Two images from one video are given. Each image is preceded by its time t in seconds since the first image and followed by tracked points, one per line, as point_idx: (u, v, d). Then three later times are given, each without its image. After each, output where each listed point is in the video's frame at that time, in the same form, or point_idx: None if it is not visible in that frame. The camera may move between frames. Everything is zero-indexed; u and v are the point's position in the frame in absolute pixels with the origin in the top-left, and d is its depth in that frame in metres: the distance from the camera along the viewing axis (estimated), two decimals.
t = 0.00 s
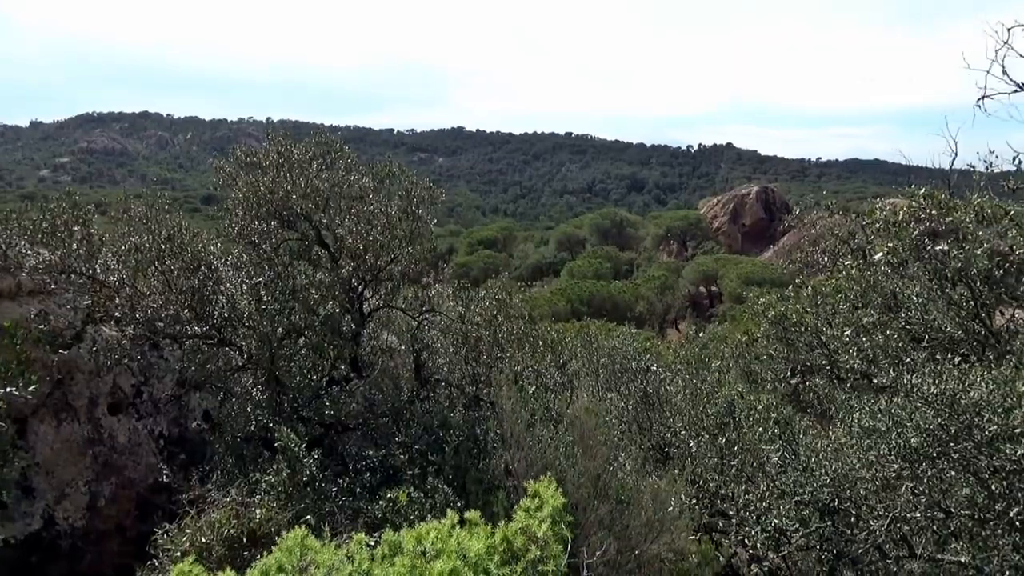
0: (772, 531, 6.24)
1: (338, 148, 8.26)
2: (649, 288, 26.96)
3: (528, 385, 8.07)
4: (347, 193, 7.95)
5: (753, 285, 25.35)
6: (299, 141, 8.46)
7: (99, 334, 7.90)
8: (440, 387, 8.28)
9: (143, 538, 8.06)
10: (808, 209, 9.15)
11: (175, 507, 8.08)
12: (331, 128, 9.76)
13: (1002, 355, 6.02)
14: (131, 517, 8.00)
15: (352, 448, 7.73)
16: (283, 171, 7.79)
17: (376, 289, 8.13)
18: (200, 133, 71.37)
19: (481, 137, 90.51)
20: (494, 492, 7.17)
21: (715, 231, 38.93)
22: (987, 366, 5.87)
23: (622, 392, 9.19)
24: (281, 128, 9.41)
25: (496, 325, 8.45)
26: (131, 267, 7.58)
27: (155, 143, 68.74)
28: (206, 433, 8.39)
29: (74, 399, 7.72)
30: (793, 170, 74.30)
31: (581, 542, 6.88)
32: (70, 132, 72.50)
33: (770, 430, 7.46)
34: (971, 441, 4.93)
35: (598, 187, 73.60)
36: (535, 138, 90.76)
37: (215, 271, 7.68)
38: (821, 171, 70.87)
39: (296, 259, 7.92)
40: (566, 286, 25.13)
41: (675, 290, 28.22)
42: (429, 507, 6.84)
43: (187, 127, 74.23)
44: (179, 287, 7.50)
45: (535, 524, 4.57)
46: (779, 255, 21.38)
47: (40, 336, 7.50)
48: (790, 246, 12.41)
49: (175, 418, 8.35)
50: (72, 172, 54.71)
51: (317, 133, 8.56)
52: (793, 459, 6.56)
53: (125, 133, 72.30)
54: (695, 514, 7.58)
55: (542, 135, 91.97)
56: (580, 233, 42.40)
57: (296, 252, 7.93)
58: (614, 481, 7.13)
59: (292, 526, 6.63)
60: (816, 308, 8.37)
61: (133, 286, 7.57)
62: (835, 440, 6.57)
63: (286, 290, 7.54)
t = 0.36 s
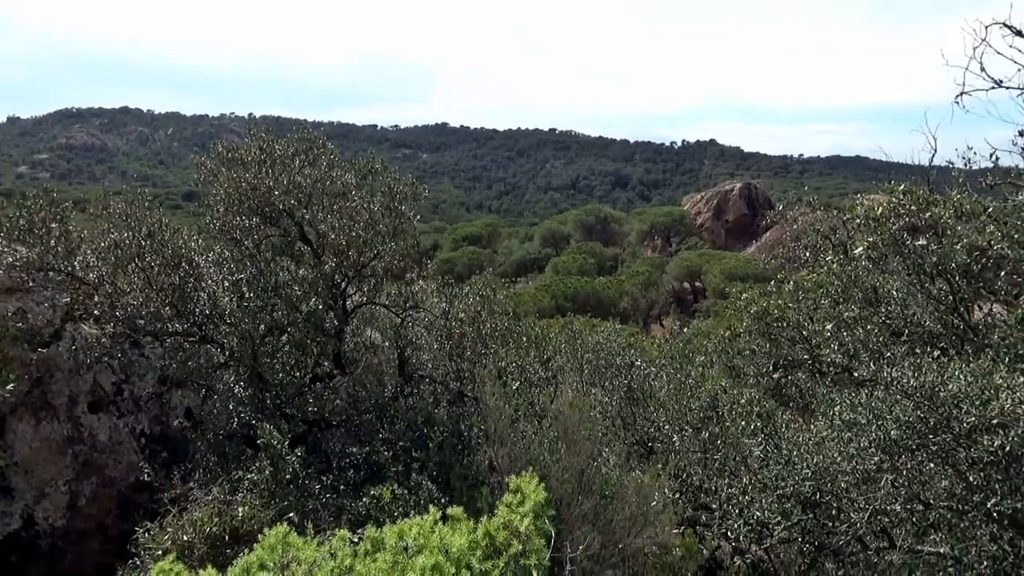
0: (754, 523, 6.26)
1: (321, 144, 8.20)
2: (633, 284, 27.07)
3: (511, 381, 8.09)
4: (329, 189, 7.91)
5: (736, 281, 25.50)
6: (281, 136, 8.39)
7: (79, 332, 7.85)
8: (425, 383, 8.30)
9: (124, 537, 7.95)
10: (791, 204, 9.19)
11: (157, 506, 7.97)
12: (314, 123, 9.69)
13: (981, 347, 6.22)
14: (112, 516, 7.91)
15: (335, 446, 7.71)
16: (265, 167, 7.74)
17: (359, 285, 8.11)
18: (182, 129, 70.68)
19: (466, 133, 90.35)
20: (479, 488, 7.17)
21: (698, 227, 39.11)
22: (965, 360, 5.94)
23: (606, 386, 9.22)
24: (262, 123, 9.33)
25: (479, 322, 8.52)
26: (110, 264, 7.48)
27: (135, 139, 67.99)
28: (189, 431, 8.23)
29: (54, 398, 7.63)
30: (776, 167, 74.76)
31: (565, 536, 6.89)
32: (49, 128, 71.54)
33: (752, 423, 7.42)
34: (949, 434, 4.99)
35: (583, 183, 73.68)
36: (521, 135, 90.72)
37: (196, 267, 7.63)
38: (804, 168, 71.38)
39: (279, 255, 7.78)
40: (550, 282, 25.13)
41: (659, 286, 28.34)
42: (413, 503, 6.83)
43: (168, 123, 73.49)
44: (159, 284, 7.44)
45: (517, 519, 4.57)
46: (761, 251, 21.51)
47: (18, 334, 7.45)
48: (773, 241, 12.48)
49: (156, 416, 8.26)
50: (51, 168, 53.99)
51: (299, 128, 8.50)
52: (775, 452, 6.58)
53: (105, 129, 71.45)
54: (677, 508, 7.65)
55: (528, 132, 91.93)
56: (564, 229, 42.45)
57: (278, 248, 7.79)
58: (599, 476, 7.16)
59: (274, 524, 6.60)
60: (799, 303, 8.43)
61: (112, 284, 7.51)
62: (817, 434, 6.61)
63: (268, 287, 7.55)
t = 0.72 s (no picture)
0: (737, 514, 6.25)
1: (302, 136, 8.17)
2: (617, 278, 27.14)
3: (495, 373, 8.10)
4: (311, 183, 7.89)
5: (719, 273, 25.62)
6: (262, 130, 8.34)
7: (57, 327, 7.73)
8: (408, 376, 8.29)
9: (106, 534, 7.84)
10: (772, 197, 9.26)
11: (138, 503, 7.82)
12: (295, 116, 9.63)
13: (959, 338, 6.21)
14: (93, 513, 7.79)
15: (319, 440, 7.68)
16: (246, 161, 7.70)
17: (342, 279, 8.08)
18: (162, 123, 69.94)
19: (450, 126, 90.08)
20: (463, 481, 7.19)
21: (682, 221, 39.21)
22: (942, 350, 6.04)
23: (590, 379, 9.26)
24: (243, 116, 9.26)
25: (463, 315, 8.56)
26: (88, 259, 7.43)
27: (115, 133, 67.19)
28: (170, 427, 8.11)
29: (32, 395, 7.61)
30: (760, 160, 75.11)
31: (545, 528, 7.02)
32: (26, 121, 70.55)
33: (734, 414, 7.45)
34: (927, 423, 5.12)
35: (567, 177, 73.64)
36: (505, 128, 90.56)
37: (177, 261, 7.48)
38: (787, 161, 71.71)
39: (260, 249, 7.81)
40: (535, 275, 25.15)
41: (643, 279, 28.45)
42: (397, 497, 6.82)
43: (149, 116, 72.68)
44: (139, 279, 7.33)
45: (499, 511, 4.58)
46: (744, 243, 21.58)
47: None
48: (756, 233, 12.55)
49: (138, 412, 8.16)
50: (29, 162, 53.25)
51: (280, 121, 8.45)
52: (757, 442, 6.55)
53: (85, 122, 70.54)
54: (660, 499, 7.59)
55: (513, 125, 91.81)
56: (549, 223, 42.48)
57: (260, 243, 7.83)
58: (583, 468, 7.18)
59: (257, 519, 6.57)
60: (780, 294, 8.49)
61: (91, 279, 7.43)
62: (798, 424, 6.65)
63: (250, 281, 7.46)
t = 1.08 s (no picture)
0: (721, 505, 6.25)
1: (284, 128, 8.12)
2: (602, 271, 27.21)
3: (480, 367, 8.14)
4: (294, 176, 7.85)
5: (702, 266, 25.75)
6: (243, 122, 8.28)
7: (37, 322, 7.70)
8: (392, 370, 8.28)
9: (89, 530, 7.78)
10: (755, 189, 9.32)
11: (121, 498, 7.77)
12: (278, 108, 9.59)
13: (938, 329, 6.34)
14: (75, 510, 7.73)
15: (303, 434, 7.65)
16: (228, 153, 7.65)
17: (326, 273, 8.05)
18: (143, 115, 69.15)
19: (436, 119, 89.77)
20: (448, 473, 7.21)
21: (666, 213, 39.35)
22: (921, 341, 6.13)
23: (575, 372, 9.30)
24: (225, 108, 9.20)
25: (448, 308, 8.62)
26: (68, 253, 7.42)
27: (95, 125, 66.35)
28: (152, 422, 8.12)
29: (11, 391, 7.46)
30: (745, 153, 75.45)
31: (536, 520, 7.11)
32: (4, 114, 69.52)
33: (718, 406, 7.49)
34: (907, 413, 5.16)
35: (552, 170, 73.59)
36: (491, 121, 90.39)
37: (158, 256, 7.39)
38: (772, 154, 71.97)
39: (242, 244, 7.71)
40: (520, 269, 25.17)
41: (627, 272, 28.57)
42: (382, 490, 6.82)
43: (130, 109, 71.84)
44: (120, 273, 7.21)
45: (482, 503, 4.60)
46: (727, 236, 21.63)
47: None
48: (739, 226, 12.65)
49: (120, 408, 8.12)
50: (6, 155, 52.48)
51: (262, 114, 8.41)
52: (741, 434, 6.57)
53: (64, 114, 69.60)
54: (644, 491, 7.64)
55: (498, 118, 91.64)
56: (534, 216, 42.50)
57: (242, 237, 7.74)
58: (568, 460, 7.24)
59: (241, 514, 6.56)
60: (763, 287, 8.55)
61: (71, 273, 7.36)
62: (781, 416, 6.68)
63: (231, 275, 7.40)
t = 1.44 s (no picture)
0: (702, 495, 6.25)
1: (264, 123, 8.14)
2: (584, 264, 27.27)
3: (463, 361, 8.18)
4: (273, 170, 7.79)
5: (684, 259, 25.87)
6: (222, 116, 8.23)
7: (13, 318, 7.52)
8: (375, 366, 8.25)
9: (68, 529, 7.71)
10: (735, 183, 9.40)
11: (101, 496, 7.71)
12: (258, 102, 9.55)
13: (915, 319, 6.50)
14: (54, 508, 7.67)
15: (285, 430, 7.61)
16: (206, 147, 7.58)
17: (307, 268, 8.01)
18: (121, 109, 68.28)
19: (418, 113, 89.40)
20: (431, 467, 7.22)
21: (648, 207, 39.45)
22: (899, 332, 6.20)
23: (558, 365, 9.33)
24: (204, 102, 9.15)
25: (430, 302, 8.65)
26: (44, 249, 7.27)
27: (72, 119, 65.40)
28: (133, 420, 8.06)
29: None
30: (727, 147, 75.81)
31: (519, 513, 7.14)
32: None
33: (699, 397, 7.43)
34: (885, 404, 5.26)
35: (535, 164, 73.59)
36: (474, 115, 90.16)
37: (136, 252, 7.35)
38: (753, 147, 72.36)
39: (221, 238, 7.71)
40: (503, 262, 25.17)
41: (609, 266, 28.67)
42: (364, 485, 6.79)
43: (107, 102, 70.91)
44: (97, 269, 7.18)
45: (463, 496, 4.61)
46: (708, 230, 21.72)
47: None
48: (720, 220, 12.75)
49: (99, 405, 8.00)
50: None
51: (241, 107, 8.36)
52: (722, 424, 6.57)
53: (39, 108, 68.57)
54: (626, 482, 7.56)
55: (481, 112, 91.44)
56: (518, 210, 42.50)
57: (221, 232, 7.73)
58: (549, 453, 7.31)
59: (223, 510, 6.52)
60: (744, 279, 8.61)
61: (47, 269, 7.21)
62: (761, 407, 6.70)
63: (210, 270, 7.36)
